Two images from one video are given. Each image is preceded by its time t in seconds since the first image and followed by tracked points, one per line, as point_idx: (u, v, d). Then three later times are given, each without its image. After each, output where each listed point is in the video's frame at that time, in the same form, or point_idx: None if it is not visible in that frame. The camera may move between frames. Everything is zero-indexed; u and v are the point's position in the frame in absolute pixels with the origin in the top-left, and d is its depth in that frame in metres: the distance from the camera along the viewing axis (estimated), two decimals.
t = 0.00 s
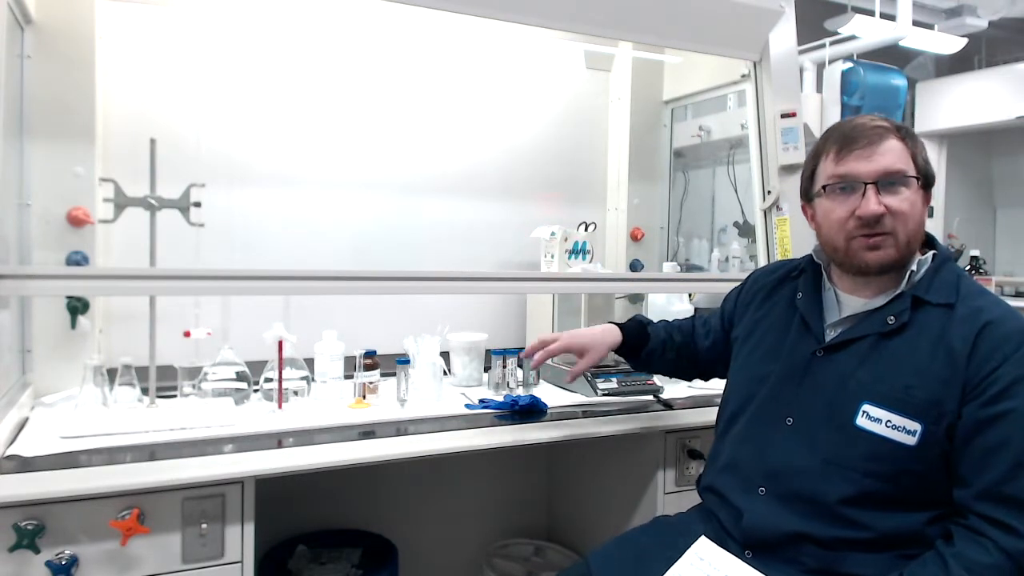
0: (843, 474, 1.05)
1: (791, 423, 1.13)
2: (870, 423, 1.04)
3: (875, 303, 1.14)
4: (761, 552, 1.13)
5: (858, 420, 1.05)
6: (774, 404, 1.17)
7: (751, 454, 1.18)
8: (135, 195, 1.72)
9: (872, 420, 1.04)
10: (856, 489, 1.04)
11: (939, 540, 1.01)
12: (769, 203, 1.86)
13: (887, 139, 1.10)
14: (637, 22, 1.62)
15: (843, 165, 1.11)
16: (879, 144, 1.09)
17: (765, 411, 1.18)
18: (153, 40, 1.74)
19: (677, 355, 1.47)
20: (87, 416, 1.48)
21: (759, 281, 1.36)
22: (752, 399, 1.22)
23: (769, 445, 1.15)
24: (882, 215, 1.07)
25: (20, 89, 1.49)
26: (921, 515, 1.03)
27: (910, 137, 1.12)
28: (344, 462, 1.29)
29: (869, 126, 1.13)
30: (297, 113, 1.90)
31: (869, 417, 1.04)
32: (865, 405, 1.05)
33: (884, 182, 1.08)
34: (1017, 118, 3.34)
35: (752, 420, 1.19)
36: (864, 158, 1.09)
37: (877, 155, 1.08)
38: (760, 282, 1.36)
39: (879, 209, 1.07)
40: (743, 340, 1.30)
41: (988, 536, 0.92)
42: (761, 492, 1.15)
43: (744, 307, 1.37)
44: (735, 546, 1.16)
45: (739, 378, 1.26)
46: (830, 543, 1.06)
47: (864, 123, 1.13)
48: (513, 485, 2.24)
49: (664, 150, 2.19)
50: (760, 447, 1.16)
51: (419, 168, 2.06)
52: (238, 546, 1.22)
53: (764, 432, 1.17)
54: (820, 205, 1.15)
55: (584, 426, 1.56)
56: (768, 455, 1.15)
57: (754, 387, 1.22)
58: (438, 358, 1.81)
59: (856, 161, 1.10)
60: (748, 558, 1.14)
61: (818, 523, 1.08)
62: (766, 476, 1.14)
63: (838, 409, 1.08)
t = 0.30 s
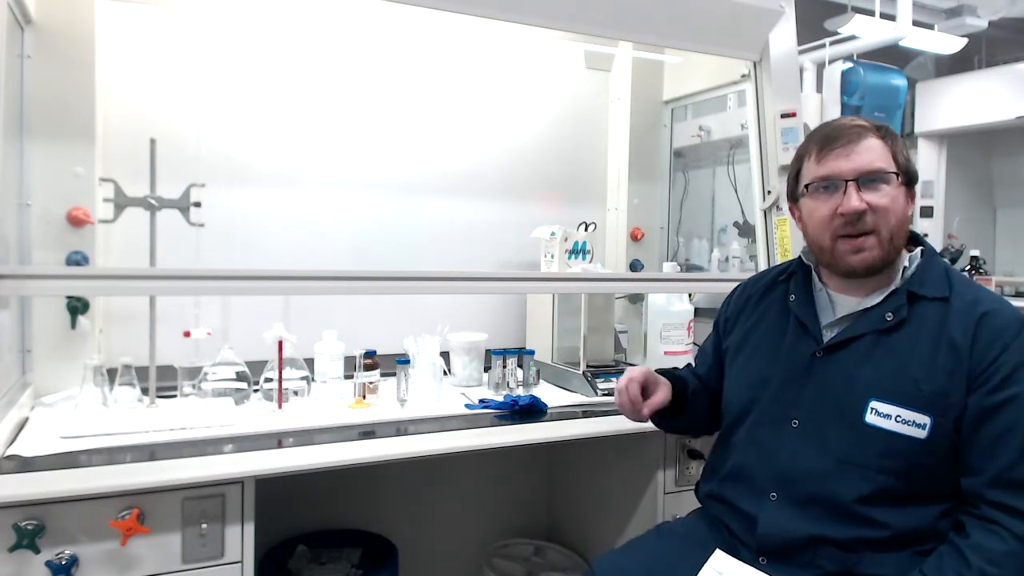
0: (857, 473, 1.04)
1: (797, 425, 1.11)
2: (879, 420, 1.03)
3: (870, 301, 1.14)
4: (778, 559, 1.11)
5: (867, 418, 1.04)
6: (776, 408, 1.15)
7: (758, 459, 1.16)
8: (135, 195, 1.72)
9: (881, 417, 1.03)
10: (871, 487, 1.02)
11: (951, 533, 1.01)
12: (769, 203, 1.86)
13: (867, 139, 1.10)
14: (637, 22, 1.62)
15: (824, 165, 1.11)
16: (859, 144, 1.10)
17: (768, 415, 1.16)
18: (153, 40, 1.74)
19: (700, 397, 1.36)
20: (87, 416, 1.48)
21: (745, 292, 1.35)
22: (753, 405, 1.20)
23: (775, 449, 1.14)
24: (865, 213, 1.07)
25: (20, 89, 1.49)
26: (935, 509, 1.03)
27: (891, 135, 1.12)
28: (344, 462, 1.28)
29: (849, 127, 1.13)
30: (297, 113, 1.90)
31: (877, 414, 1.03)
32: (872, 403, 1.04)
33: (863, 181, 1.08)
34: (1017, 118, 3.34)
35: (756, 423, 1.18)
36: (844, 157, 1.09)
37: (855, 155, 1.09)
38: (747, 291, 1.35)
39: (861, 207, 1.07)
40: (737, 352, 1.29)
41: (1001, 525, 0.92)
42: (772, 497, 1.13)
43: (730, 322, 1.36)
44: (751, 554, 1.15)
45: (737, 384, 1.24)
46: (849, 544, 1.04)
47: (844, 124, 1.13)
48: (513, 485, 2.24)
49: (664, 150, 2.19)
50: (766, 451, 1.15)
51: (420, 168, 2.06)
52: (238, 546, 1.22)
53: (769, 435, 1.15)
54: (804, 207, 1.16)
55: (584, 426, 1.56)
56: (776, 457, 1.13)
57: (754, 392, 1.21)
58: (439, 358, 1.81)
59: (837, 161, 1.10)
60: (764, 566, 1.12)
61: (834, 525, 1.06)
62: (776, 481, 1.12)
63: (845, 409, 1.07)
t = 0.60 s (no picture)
0: (871, 471, 1.03)
1: (803, 429, 1.09)
2: (888, 416, 1.03)
3: (861, 301, 1.13)
4: (798, 566, 1.07)
5: (876, 415, 1.03)
6: (780, 412, 1.12)
7: (764, 464, 1.13)
8: (135, 195, 1.72)
9: (890, 413, 1.02)
10: (887, 484, 1.01)
11: (958, 524, 1.01)
12: (769, 203, 1.86)
13: (850, 139, 1.10)
14: (638, 22, 1.62)
15: (808, 166, 1.11)
16: (842, 145, 1.09)
17: (772, 420, 1.13)
18: (153, 40, 1.74)
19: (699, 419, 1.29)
20: (87, 416, 1.48)
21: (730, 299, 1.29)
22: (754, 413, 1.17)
23: (781, 453, 1.11)
24: (849, 214, 1.07)
25: (19, 89, 1.48)
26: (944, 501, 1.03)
27: (874, 135, 1.12)
28: (344, 462, 1.28)
29: (832, 127, 1.13)
30: (297, 113, 1.90)
31: (886, 410, 1.03)
32: (880, 399, 1.03)
33: (847, 182, 1.08)
34: (1017, 118, 3.34)
35: (759, 428, 1.15)
36: (828, 159, 1.09)
37: (839, 156, 1.08)
38: (728, 300, 1.30)
39: (845, 209, 1.07)
40: (725, 361, 1.24)
41: (1011, 510, 0.94)
42: (785, 503, 1.09)
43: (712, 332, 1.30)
44: (770, 563, 1.11)
45: (730, 391, 1.20)
46: (869, 544, 1.02)
47: (827, 125, 1.13)
48: (513, 486, 2.24)
49: (664, 150, 2.18)
50: (772, 456, 1.12)
51: (419, 168, 2.06)
52: (238, 545, 1.22)
53: (773, 439, 1.12)
54: (788, 208, 1.15)
55: (584, 426, 1.56)
56: (785, 462, 1.10)
57: (753, 401, 1.17)
58: (439, 358, 1.82)
59: (820, 163, 1.09)
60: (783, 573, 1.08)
61: (852, 525, 1.04)
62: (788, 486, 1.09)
63: (853, 409, 1.05)
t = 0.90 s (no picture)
0: (883, 468, 1.03)
1: (810, 429, 1.08)
2: (895, 411, 1.03)
3: (852, 299, 1.13)
4: (820, 570, 1.05)
5: (882, 410, 1.03)
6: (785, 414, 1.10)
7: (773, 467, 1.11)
8: (135, 195, 1.72)
9: (896, 407, 1.03)
10: (899, 479, 1.02)
11: (965, 515, 1.03)
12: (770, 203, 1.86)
13: (831, 143, 1.10)
14: (638, 22, 1.62)
15: (791, 171, 1.11)
16: (824, 149, 1.09)
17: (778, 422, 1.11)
18: (152, 40, 1.73)
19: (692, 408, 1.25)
20: (87, 416, 1.49)
21: (717, 304, 1.27)
22: (757, 417, 1.14)
23: (791, 455, 1.09)
24: (833, 218, 1.07)
25: (19, 88, 1.48)
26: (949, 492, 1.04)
27: (855, 138, 1.12)
28: (344, 462, 1.28)
29: (814, 131, 1.13)
30: (297, 113, 1.90)
31: (892, 405, 1.03)
32: (885, 395, 1.04)
33: (830, 186, 1.08)
34: (1017, 118, 3.34)
35: (765, 432, 1.13)
36: (811, 164, 1.09)
37: (821, 160, 1.08)
38: (713, 306, 1.28)
39: (829, 213, 1.07)
40: (718, 368, 1.21)
41: (1015, 496, 0.96)
42: (800, 506, 1.07)
43: (701, 337, 1.28)
44: (792, 569, 1.08)
45: (729, 397, 1.18)
46: (889, 541, 1.02)
47: (810, 129, 1.12)
48: (512, 486, 2.24)
49: (664, 150, 2.18)
50: (782, 459, 1.10)
51: (419, 168, 2.06)
52: (238, 546, 1.22)
53: (779, 441, 1.11)
54: (772, 212, 1.15)
55: (584, 426, 1.56)
56: (798, 465, 1.08)
57: (753, 405, 1.14)
58: (438, 357, 1.82)
59: (803, 168, 1.09)
60: None
61: (871, 523, 1.03)
62: (802, 488, 1.07)
63: (861, 407, 1.05)
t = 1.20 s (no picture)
0: (892, 467, 1.03)
1: (818, 431, 1.07)
2: (902, 410, 1.03)
3: (852, 301, 1.14)
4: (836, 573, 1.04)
5: (890, 410, 1.03)
6: (790, 416, 1.10)
7: (780, 470, 1.10)
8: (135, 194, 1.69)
9: (903, 407, 1.03)
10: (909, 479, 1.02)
11: (971, 513, 1.03)
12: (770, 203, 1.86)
13: (827, 146, 1.10)
14: (638, 22, 1.62)
15: (788, 175, 1.10)
16: (820, 152, 1.10)
17: (784, 424, 1.10)
18: (152, 40, 1.73)
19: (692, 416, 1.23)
20: (87, 416, 1.49)
21: (715, 308, 1.26)
22: (762, 419, 1.13)
23: (798, 457, 1.08)
24: (832, 220, 1.07)
25: (19, 88, 1.48)
26: (955, 490, 1.05)
27: (850, 140, 1.13)
28: (344, 462, 1.28)
29: (808, 135, 1.13)
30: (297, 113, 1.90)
31: (900, 405, 1.03)
32: (892, 395, 1.04)
33: (827, 188, 1.08)
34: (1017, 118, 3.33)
35: (772, 434, 1.11)
36: (807, 166, 1.09)
37: (817, 163, 1.09)
38: (710, 310, 1.27)
39: (827, 215, 1.07)
40: (719, 371, 1.20)
41: (1017, 491, 0.98)
42: (812, 508, 1.06)
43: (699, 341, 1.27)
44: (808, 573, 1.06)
45: (732, 400, 1.17)
46: (902, 541, 1.02)
47: (804, 132, 1.13)
48: (512, 486, 2.24)
49: (665, 150, 2.18)
50: (791, 462, 1.08)
51: (420, 168, 2.07)
52: (238, 545, 1.22)
53: (785, 444, 1.09)
54: (769, 216, 1.15)
55: (584, 426, 1.56)
56: (808, 466, 1.07)
57: (757, 408, 1.14)
58: (439, 357, 1.82)
59: (799, 171, 1.10)
60: None
61: (882, 523, 1.03)
62: (813, 491, 1.06)
63: (868, 408, 1.05)
